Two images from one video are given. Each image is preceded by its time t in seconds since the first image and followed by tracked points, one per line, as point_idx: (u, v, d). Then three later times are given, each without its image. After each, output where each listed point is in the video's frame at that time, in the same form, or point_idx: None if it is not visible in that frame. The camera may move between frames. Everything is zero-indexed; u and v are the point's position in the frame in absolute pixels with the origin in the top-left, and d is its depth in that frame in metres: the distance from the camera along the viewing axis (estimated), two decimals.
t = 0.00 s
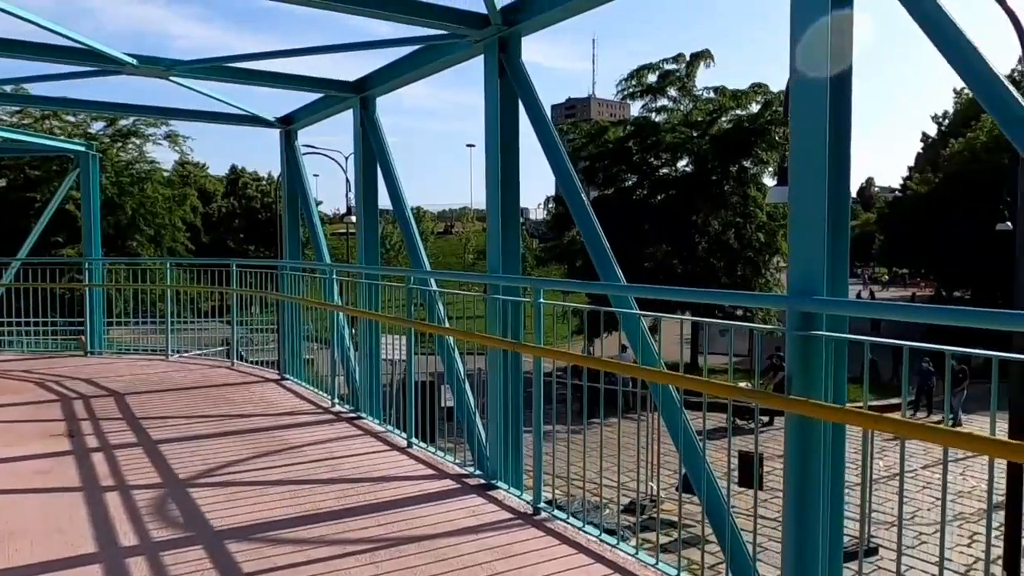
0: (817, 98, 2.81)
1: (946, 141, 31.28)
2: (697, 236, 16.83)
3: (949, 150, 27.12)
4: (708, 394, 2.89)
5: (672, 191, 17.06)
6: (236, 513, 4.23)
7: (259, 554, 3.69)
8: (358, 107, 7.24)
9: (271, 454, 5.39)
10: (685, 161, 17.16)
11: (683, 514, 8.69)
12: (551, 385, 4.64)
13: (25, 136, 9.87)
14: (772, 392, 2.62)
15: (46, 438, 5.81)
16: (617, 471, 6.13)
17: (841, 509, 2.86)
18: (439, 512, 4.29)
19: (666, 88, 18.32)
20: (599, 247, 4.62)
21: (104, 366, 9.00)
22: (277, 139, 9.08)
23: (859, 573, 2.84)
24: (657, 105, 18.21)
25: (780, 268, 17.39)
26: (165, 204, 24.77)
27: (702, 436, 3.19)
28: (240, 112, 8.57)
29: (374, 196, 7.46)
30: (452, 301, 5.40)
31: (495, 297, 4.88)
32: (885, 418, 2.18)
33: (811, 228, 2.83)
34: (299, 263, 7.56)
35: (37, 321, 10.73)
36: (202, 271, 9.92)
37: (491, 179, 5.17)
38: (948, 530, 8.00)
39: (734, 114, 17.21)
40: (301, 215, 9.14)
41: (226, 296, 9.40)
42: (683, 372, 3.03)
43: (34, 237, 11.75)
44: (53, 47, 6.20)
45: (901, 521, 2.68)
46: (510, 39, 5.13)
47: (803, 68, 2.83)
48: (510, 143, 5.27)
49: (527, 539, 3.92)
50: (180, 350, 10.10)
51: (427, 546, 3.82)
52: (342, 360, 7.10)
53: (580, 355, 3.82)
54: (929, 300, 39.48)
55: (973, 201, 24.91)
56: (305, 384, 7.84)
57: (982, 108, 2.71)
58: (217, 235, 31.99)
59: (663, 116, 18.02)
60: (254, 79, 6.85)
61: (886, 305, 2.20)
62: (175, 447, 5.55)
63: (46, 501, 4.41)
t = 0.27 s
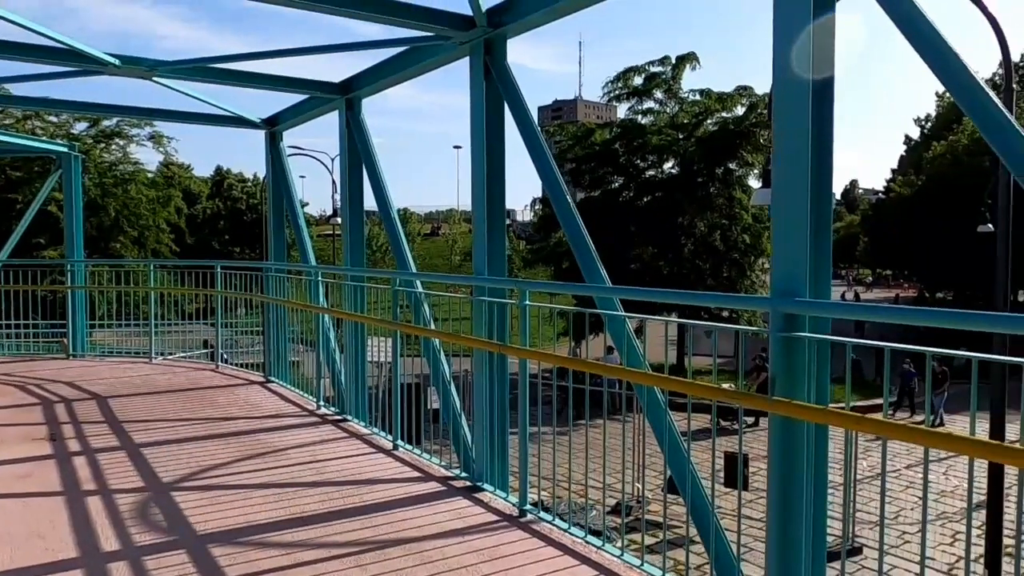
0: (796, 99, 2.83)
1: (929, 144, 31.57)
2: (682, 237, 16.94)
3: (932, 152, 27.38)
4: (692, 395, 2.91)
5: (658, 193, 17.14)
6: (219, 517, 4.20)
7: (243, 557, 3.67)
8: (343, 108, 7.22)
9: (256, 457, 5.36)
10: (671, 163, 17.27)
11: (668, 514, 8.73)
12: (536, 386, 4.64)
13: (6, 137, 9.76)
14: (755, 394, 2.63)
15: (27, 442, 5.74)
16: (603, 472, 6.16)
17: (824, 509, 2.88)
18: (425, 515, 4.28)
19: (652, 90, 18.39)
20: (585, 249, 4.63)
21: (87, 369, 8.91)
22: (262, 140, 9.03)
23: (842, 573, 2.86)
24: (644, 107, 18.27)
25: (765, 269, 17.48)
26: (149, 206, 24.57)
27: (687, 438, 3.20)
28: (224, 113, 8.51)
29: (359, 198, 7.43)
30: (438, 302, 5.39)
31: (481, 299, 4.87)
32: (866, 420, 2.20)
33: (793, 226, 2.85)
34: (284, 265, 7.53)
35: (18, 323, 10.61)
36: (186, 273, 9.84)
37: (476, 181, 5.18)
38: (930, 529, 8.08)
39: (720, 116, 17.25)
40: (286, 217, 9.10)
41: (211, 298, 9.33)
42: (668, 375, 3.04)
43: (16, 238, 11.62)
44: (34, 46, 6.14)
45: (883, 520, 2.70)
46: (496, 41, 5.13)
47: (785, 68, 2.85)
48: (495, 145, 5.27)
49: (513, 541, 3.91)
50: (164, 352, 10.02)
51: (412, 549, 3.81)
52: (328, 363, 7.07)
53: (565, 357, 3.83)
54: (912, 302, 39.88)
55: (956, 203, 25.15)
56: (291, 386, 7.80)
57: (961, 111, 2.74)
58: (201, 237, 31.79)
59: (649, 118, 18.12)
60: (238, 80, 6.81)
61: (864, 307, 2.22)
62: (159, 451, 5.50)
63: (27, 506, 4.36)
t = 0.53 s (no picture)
0: (780, 101, 2.85)
1: (912, 146, 31.84)
2: (669, 239, 17.01)
3: (915, 154, 27.61)
4: (677, 396, 2.91)
5: (645, 194, 17.21)
6: (203, 519, 4.17)
7: (228, 560, 3.64)
8: (329, 108, 7.19)
9: (240, 459, 5.32)
10: (658, 165, 17.34)
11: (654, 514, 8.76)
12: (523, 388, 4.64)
13: None
14: (739, 395, 2.65)
15: (8, 445, 5.68)
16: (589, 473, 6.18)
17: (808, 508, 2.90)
18: (411, 516, 4.27)
19: (639, 92, 18.45)
20: (570, 250, 4.63)
21: (69, 370, 8.82)
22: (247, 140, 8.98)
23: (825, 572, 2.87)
24: (630, 109, 18.34)
25: (750, 271, 17.55)
26: (133, 206, 24.37)
27: (672, 438, 3.21)
28: (208, 113, 8.46)
29: (345, 199, 7.41)
30: (424, 303, 5.38)
31: (467, 299, 4.87)
32: (847, 419, 2.22)
33: (777, 228, 2.86)
34: (269, 266, 7.49)
35: None
36: (170, 274, 9.77)
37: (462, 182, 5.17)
38: (913, 528, 8.15)
39: (706, 118, 17.34)
40: (271, 217, 9.05)
41: (195, 299, 9.27)
42: (653, 376, 3.05)
43: None
44: (15, 45, 6.08)
45: (866, 519, 2.72)
46: (481, 41, 5.13)
47: (770, 71, 2.87)
48: (481, 146, 5.26)
49: (499, 542, 3.91)
50: (147, 354, 9.93)
51: (398, 550, 3.79)
52: (313, 364, 7.04)
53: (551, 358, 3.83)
54: (896, 303, 40.24)
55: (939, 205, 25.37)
56: (276, 388, 7.76)
57: (942, 117, 2.77)
58: (186, 238, 31.58)
59: (636, 120, 18.17)
60: (223, 79, 6.77)
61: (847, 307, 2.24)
62: (142, 454, 5.45)
63: (7, 510, 4.31)
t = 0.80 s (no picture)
0: (766, 102, 2.85)
1: (897, 147, 32.10)
2: (656, 239, 17.07)
3: (899, 156, 27.84)
4: (662, 396, 2.92)
5: (632, 195, 17.26)
6: (187, 521, 4.14)
7: (211, 562, 3.62)
8: (315, 108, 7.16)
9: (225, 460, 5.29)
10: (645, 165, 17.39)
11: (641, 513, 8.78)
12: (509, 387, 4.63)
13: None
14: (723, 395, 2.66)
15: None
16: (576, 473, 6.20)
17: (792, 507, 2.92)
18: (398, 517, 4.26)
19: (626, 93, 18.50)
20: (557, 250, 4.63)
21: (51, 371, 8.74)
22: (232, 139, 8.93)
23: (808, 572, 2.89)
24: (617, 110, 18.39)
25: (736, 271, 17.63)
26: (118, 205, 24.21)
27: (658, 437, 3.22)
28: (193, 112, 8.40)
29: (331, 198, 7.38)
30: (411, 303, 5.37)
31: (453, 300, 4.86)
32: (830, 419, 2.23)
33: (762, 227, 2.87)
34: (254, 266, 7.45)
35: None
36: (154, 274, 9.70)
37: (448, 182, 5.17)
38: (897, 526, 8.21)
39: (693, 119, 17.40)
40: (257, 217, 9.01)
41: (180, 300, 9.21)
42: (639, 375, 3.05)
43: None
44: None
45: (848, 518, 2.75)
46: (468, 41, 5.12)
47: (755, 72, 2.88)
48: (467, 146, 5.25)
49: (484, 542, 3.91)
50: (131, 354, 9.85)
51: (384, 551, 3.78)
52: (299, 364, 7.01)
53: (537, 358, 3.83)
54: (881, 303, 40.56)
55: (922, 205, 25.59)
56: (261, 388, 7.73)
57: (925, 119, 2.79)
58: (172, 237, 31.40)
59: (623, 121, 18.23)
60: (207, 78, 6.73)
61: (831, 308, 2.25)
62: (125, 455, 5.41)
63: None
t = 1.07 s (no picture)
0: (751, 103, 2.87)
1: (881, 148, 32.35)
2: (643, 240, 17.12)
3: (884, 157, 28.06)
4: (648, 396, 2.92)
5: (619, 195, 17.29)
6: (171, 522, 4.11)
7: (196, 564, 3.60)
8: (302, 107, 7.12)
9: (210, 461, 5.25)
10: (632, 166, 17.44)
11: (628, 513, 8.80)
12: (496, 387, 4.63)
13: None
14: (709, 394, 2.67)
15: None
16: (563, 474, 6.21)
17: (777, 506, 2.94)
18: (384, 517, 4.25)
19: (613, 93, 18.53)
20: (544, 250, 4.64)
21: (34, 372, 8.66)
22: (218, 138, 8.87)
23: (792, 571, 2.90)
24: (605, 110, 18.43)
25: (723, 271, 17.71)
26: (103, 205, 24.00)
27: (644, 436, 3.22)
28: (178, 111, 8.34)
29: (318, 198, 7.35)
30: (398, 303, 5.36)
31: (440, 300, 4.85)
32: (816, 418, 2.24)
33: (748, 227, 2.89)
34: (240, 266, 7.41)
35: None
36: (139, 274, 9.62)
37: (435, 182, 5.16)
38: (881, 524, 8.27)
39: (679, 119, 17.44)
40: (243, 217, 8.96)
41: (165, 300, 9.14)
42: (625, 375, 3.06)
43: None
44: None
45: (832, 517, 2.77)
46: (455, 41, 5.11)
47: (741, 73, 2.89)
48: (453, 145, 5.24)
49: (470, 542, 3.90)
50: (115, 355, 9.76)
51: (370, 552, 3.77)
52: (285, 365, 6.98)
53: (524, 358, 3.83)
54: (867, 303, 40.85)
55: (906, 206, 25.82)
56: (247, 389, 7.69)
57: (908, 121, 2.81)
58: (157, 237, 31.18)
59: (611, 121, 18.26)
60: (192, 77, 6.69)
61: (817, 307, 2.26)
62: (109, 456, 5.36)
63: None
